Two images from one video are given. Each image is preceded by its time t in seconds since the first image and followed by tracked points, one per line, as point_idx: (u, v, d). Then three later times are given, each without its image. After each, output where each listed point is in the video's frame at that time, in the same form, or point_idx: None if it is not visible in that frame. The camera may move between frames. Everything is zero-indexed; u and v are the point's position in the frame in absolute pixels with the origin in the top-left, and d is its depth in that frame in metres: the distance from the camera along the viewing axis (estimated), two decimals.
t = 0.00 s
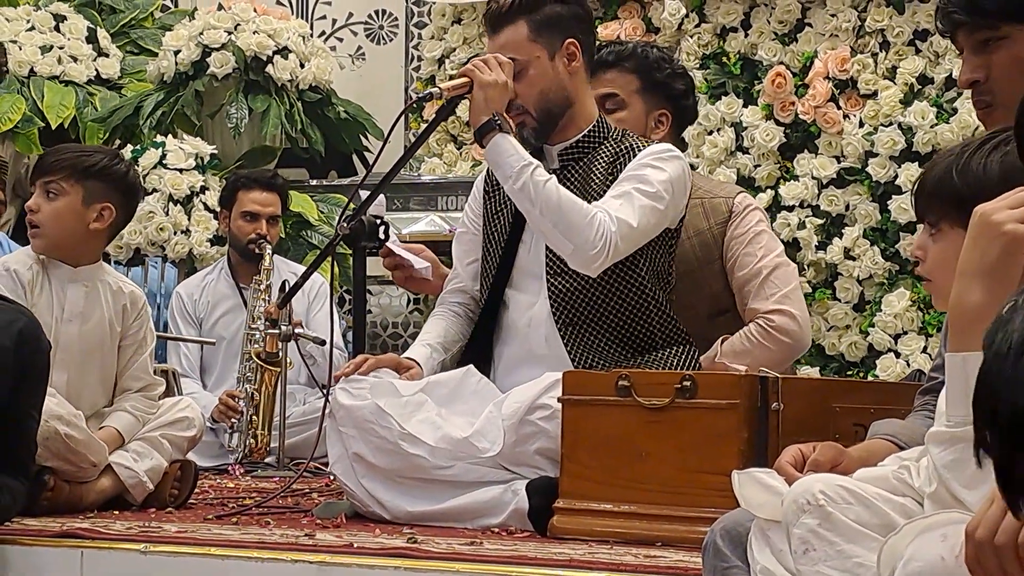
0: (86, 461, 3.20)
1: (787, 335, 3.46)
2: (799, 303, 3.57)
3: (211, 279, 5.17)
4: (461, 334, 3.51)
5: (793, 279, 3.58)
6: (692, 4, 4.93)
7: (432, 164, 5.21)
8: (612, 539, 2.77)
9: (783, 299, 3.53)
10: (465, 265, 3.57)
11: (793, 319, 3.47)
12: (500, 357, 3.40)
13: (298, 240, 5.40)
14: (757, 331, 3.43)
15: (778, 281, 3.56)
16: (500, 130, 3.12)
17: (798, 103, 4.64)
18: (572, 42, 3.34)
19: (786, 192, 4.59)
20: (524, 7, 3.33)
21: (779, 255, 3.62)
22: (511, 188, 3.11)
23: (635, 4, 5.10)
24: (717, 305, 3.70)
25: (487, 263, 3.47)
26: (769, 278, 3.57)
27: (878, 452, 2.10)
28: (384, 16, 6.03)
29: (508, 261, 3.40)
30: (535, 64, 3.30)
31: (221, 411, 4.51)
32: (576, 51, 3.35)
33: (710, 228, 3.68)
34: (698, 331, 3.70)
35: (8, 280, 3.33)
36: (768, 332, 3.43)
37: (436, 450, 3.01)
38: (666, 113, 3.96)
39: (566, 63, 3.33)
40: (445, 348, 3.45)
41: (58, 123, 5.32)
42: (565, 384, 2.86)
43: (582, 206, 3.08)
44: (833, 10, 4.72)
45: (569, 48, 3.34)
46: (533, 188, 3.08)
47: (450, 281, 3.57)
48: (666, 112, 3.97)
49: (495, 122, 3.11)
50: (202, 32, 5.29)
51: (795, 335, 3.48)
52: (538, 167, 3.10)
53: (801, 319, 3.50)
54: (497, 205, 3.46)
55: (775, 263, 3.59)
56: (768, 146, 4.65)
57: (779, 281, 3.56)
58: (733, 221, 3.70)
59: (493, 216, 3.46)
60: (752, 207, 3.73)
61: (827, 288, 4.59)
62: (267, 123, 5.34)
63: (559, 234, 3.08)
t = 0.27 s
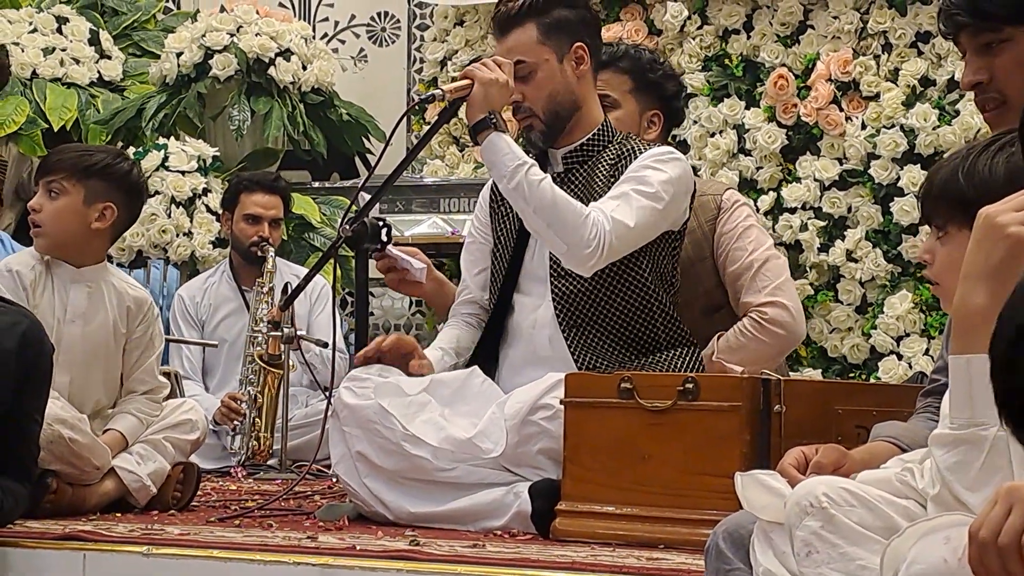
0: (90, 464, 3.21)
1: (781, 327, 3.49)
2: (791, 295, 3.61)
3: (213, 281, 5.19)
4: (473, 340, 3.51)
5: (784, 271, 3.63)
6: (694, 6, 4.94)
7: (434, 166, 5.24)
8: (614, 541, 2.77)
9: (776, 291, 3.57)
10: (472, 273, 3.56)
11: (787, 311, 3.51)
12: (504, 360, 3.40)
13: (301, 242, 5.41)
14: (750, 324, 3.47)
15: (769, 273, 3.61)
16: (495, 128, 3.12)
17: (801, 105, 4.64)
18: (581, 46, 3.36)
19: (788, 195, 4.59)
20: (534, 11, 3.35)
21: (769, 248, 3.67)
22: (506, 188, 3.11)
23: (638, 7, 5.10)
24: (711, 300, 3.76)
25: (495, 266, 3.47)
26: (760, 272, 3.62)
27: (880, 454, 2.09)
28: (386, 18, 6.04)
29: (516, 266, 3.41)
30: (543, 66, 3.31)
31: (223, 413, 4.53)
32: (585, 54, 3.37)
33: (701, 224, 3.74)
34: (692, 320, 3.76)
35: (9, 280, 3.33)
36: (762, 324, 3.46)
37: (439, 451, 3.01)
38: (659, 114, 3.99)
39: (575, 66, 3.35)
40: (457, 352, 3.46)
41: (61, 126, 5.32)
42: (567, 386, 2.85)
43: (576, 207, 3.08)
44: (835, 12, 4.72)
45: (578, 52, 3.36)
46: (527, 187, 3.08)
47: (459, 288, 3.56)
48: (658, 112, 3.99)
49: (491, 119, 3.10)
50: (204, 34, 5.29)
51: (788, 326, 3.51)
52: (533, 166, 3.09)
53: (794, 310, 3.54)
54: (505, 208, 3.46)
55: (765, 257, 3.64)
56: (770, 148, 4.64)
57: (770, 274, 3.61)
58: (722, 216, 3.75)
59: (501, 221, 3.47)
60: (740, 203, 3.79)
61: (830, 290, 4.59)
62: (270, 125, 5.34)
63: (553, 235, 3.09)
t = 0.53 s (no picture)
0: (92, 467, 3.21)
1: (764, 327, 3.54)
2: (779, 295, 3.65)
3: (216, 284, 5.19)
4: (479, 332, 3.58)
5: (773, 272, 3.66)
6: (697, 9, 4.94)
7: (437, 169, 5.25)
8: (618, 544, 2.77)
9: (762, 291, 3.61)
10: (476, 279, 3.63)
11: (771, 311, 3.56)
12: (507, 364, 3.40)
13: (304, 245, 5.41)
14: (734, 324, 3.54)
15: (757, 274, 3.64)
16: (496, 127, 3.12)
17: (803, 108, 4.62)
18: (588, 50, 3.38)
19: (791, 198, 4.59)
20: (544, 13, 3.37)
21: (759, 249, 3.69)
22: (506, 188, 3.11)
23: (640, 10, 5.09)
24: (708, 300, 3.78)
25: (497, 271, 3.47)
26: (749, 272, 3.66)
27: (883, 456, 2.09)
28: (389, 21, 6.05)
29: (516, 269, 3.41)
30: (553, 65, 3.32)
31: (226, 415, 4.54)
32: (592, 58, 3.38)
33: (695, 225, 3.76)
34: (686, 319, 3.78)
35: (8, 284, 3.35)
36: (745, 323, 3.53)
37: (441, 454, 3.01)
38: (659, 119, 4.01)
39: (582, 69, 3.36)
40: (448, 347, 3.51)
41: (63, 129, 5.33)
42: (569, 390, 2.86)
43: (576, 208, 3.08)
44: (838, 15, 4.72)
45: (585, 56, 3.38)
46: (527, 188, 3.08)
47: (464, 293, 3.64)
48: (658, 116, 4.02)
49: (494, 120, 3.09)
50: (207, 37, 5.30)
51: (773, 326, 3.56)
52: (533, 167, 3.10)
53: (779, 310, 3.59)
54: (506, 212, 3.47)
55: (755, 257, 3.67)
56: (773, 151, 4.63)
57: (758, 274, 3.64)
58: (716, 215, 3.77)
59: (504, 225, 3.48)
60: (734, 202, 3.80)
61: (832, 293, 4.59)
62: (273, 128, 5.36)
63: (552, 236, 3.08)
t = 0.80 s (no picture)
0: (93, 473, 3.21)
1: (754, 341, 3.55)
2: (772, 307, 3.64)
3: (217, 289, 5.19)
4: (457, 336, 3.61)
5: (767, 282, 3.66)
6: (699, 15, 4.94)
7: (438, 175, 5.25)
8: (620, 550, 2.76)
9: (754, 303, 3.61)
10: (460, 278, 3.65)
11: (761, 325, 3.56)
12: (506, 371, 3.39)
13: (305, 251, 5.41)
14: (723, 338, 3.55)
15: (749, 283, 3.65)
16: (500, 135, 3.14)
17: (805, 115, 4.65)
18: (603, 55, 3.43)
19: (792, 204, 4.59)
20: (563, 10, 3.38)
21: (753, 258, 3.69)
22: (508, 195, 3.12)
23: (642, 15, 5.09)
24: (706, 308, 3.79)
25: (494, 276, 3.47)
26: (741, 282, 3.66)
27: (885, 463, 2.09)
28: (390, 27, 6.03)
29: (515, 273, 3.42)
30: (573, 60, 3.33)
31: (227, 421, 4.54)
32: (605, 64, 3.43)
33: (693, 233, 3.77)
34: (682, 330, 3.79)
35: (22, 296, 3.33)
36: (734, 338, 3.54)
37: (442, 461, 3.01)
38: (660, 127, 4.00)
39: (595, 72, 3.40)
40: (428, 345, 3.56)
41: (65, 135, 5.34)
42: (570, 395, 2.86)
43: (577, 215, 3.08)
44: (839, 21, 4.72)
45: (598, 61, 3.42)
46: (529, 195, 3.09)
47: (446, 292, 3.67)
48: (659, 125, 4.01)
49: (496, 127, 3.12)
50: (209, 43, 5.29)
51: (763, 341, 3.56)
52: (536, 174, 3.11)
53: (769, 324, 3.58)
54: (502, 217, 3.47)
55: (748, 266, 3.67)
56: (774, 157, 4.64)
57: (750, 284, 3.65)
58: (713, 223, 3.78)
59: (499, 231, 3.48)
60: (733, 210, 3.81)
61: (833, 299, 4.59)
62: (274, 134, 5.36)
63: (553, 243, 3.08)
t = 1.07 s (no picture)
0: (95, 479, 3.22)
1: (757, 347, 3.56)
2: (772, 313, 3.64)
3: (219, 294, 5.19)
4: (463, 342, 3.61)
5: (768, 288, 3.65)
6: (700, 20, 4.94)
7: (440, 180, 5.26)
8: (622, 555, 2.76)
9: (754, 309, 3.61)
10: (461, 286, 3.66)
11: (762, 330, 3.56)
12: (505, 376, 3.39)
13: (307, 256, 5.41)
14: (724, 343, 3.56)
15: (750, 289, 3.64)
16: (502, 139, 3.12)
17: (806, 119, 4.64)
18: (603, 62, 3.49)
19: (793, 209, 4.59)
20: (566, 11, 3.43)
21: (753, 263, 3.69)
22: (507, 200, 3.13)
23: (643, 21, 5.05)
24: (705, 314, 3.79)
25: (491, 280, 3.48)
26: (742, 287, 3.66)
27: (887, 468, 2.08)
28: (392, 32, 6.05)
29: (511, 278, 3.42)
30: (574, 58, 3.38)
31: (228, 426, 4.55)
32: (604, 71, 3.48)
33: (693, 241, 3.78)
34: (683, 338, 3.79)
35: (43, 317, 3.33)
36: (735, 344, 3.54)
37: (443, 467, 3.01)
38: (659, 136, 4.01)
39: (594, 78, 3.45)
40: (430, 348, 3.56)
41: (66, 139, 5.35)
42: (573, 398, 2.85)
43: (573, 222, 3.08)
44: (841, 26, 4.73)
45: (598, 67, 3.47)
46: (528, 201, 3.10)
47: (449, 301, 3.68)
48: (657, 135, 4.01)
49: (500, 132, 3.10)
50: (210, 48, 5.32)
51: (765, 346, 3.57)
52: (536, 181, 3.12)
53: (770, 329, 3.59)
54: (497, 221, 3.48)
55: (749, 272, 3.67)
56: (776, 162, 4.64)
57: (751, 291, 3.64)
58: (712, 230, 3.78)
59: (495, 236, 3.49)
60: (731, 216, 3.80)
61: (835, 304, 4.59)
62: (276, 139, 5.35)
63: (549, 249, 3.09)
